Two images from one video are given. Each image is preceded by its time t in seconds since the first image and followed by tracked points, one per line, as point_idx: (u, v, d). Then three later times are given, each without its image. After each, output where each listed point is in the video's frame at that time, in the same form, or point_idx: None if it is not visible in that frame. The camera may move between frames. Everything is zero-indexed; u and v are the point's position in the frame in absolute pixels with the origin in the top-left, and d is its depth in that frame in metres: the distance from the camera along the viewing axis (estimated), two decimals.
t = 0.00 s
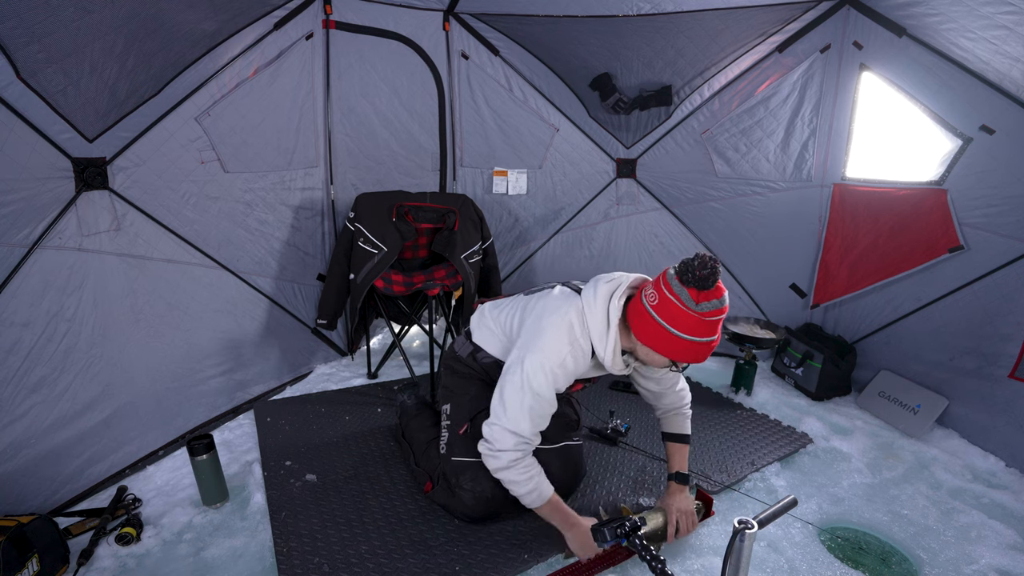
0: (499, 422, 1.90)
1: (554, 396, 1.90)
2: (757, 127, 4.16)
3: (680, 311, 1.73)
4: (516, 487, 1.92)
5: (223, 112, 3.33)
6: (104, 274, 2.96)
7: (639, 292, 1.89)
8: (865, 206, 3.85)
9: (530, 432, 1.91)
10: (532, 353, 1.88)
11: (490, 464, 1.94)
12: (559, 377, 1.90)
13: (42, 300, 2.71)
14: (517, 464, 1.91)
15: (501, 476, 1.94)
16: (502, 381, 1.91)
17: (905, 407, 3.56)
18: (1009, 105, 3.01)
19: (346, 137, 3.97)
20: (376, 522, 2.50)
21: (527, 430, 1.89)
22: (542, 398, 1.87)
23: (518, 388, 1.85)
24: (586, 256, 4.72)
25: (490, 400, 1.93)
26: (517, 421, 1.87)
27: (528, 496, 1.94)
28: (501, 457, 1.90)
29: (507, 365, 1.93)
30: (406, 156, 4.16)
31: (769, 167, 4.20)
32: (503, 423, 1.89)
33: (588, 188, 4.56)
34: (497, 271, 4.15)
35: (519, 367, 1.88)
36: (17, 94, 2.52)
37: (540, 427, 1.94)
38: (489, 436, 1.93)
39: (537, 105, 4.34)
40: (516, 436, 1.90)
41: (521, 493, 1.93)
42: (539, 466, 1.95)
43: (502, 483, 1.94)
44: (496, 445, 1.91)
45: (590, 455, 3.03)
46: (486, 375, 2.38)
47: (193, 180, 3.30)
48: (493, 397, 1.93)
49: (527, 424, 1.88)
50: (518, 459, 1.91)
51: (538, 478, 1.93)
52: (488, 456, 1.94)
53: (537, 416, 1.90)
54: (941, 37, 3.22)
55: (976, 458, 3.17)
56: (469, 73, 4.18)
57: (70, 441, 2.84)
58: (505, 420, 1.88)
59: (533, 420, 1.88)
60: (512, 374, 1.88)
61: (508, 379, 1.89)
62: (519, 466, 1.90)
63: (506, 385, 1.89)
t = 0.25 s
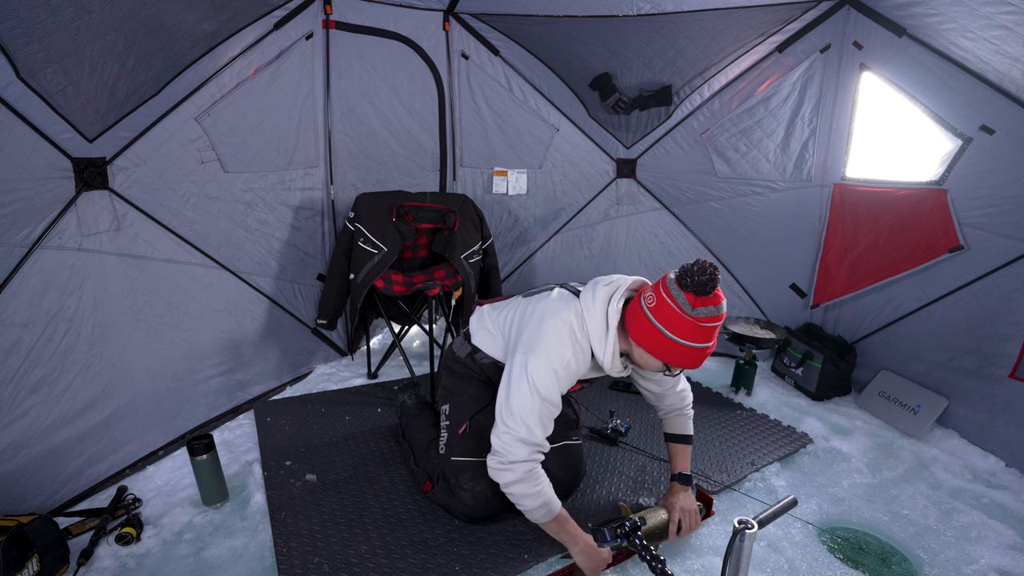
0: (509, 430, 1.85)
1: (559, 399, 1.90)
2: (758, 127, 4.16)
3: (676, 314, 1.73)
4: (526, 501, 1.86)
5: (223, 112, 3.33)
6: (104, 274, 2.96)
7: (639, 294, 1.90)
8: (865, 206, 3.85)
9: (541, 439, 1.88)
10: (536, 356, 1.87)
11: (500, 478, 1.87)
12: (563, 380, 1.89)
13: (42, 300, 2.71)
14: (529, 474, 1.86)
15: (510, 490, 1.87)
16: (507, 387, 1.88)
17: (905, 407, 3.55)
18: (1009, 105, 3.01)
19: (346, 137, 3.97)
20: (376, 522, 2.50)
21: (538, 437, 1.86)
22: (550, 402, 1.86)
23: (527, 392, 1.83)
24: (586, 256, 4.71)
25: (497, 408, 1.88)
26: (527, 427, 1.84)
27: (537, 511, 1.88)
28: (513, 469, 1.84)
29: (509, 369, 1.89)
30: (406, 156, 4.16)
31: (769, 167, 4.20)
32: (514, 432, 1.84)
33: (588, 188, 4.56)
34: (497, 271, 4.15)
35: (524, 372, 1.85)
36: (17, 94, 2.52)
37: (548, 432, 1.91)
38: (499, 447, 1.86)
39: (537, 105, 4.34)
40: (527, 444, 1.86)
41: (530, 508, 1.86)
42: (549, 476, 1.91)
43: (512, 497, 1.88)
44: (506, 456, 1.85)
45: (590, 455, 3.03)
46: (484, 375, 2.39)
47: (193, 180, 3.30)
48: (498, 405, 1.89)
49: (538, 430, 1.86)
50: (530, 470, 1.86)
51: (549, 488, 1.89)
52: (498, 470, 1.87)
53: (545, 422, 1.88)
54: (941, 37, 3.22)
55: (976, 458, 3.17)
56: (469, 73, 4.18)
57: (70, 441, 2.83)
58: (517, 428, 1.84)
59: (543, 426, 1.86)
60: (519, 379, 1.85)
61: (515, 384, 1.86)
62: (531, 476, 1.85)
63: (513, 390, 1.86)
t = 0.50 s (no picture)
0: (513, 431, 1.86)
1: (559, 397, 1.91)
2: (758, 127, 4.16)
3: (663, 311, 1.73)
4: (535, 498, 1.88)
5: (223, 112, 3.33)
6: (104, 274, 2.96)
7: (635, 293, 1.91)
8: (865, 206, 3.85)
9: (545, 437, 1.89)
10: (534, 355, 1.88)
11: (508, 479, 1.89)
12: (562, 378, 1.90)
13: (42, 300, 2.71)
14: (535, 473, 1.87)
15: (518, 489, 1.89)
16: (507, 387, 1.89)
17: (905, 407, 3.55)
18: (1009, 105, 3.01)
19: (346, 137, 3.97)
20: (376, 522, 2.50)
21: (541, 435, 1.87)
22: (550, 400, 1.88)
23: (526, 391, 1.85)
24: (586, 256, 4.71)
25: (498, 409, 1.90)
26: (531, 425, 1.85)
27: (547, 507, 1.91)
28: (520, 469, 1.86)
29: (508, 370, 1.91)
30: (406, 156, 4.16)
31: (769, 167, 4.20)
32: (518, 432, 1.85)
33: (588, 188, 4.56)
34: (497, 271, 4.15)
35: (523, 371, 1.87)
36: (17, 94, 2.52)
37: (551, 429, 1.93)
38: (504, 448, 1.88)
39: (537, 105, 4.34)
40: (532, 443, 1.87)
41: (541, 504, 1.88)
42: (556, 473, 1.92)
43: (521, 495, 1.90)
44: (512, 457, 1.86)
45: (590, 455, 3.03)
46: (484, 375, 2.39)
47: (193, 180, 3.30)
48: (499, 405, 1.91)
49: (541, 428, 1.87)
50: (537, 468, 1.87)
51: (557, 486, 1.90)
52: (505, 471, 1.88)
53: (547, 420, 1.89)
54: (941, 37, 3.22)
55: (976, 458, 3.17)
56: (469, 73, 4.18)
57: (70, 441, 2.83)
58: (520, 428, 1.85)
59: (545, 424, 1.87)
60: (518, 380, 1.87)
61: (514, 384, 1.87)
62: (538, 475, 1.87)
63: (513, 390, 1.87)
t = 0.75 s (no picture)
0: (510, 429, 1.89)
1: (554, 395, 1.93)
2: (758, 127, 4.16)
3: (645, 308, 1.75)
4: (537, 493, 1.90)
5: (223, 112, 3.33)
6: (104, 274, 2.96)
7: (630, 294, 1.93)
8: (865, 206, 3.85)
9: (542, 434, 1.91)
10: (526, 356, 1.90)
11: (509, 476, 1.92)
12: (556, 377, 1.92)
13: (42, 300, 2.71)
14: (535, 469, 1.89)
15: (519, 485, 1.92)
16: (503, 388, 1.92)
17: (905, 407, 3.55)
18: (1009, 105, 3.01)
19: (346, 137, 3.97)
20: (376, 522, 2.50)
21: (538, 433, 1.89)
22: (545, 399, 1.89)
23: (520, 391, 1.87)
24: (586, 256, 4.71)
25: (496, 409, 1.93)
26: (526, 425, 1.88)
27: (549, 501, 1.93)
28: (519, 466, 1.89)
29: (504, 371, 1.94)
30: (406, 156, 4.16)
31: (769, 167, 4.20)
32: (515, 430, 1.88)
33: (588, 188, 4.56)
34: (497, 271, 4.15)
35: (517, 371, 1.90)
36: (17, 94, 2.52)
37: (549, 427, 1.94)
38: (503, 447, 1.91)
39: (537, 105, 4.34)
40: (529, 441, 1.89)
41: (542, 499, 1.91)
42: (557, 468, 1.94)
43: (523, 491, 1.92)
44: (510, 455, 1.90)
45: (590, 455, 3.03)
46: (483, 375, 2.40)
47: (194, 181, 3.30)
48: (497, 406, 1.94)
49: (537, 426, 1.89)
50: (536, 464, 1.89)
51: (558, 480, 1.92)
52: (505, 468, 1.91)
53: (543, 418, 1.91)
54: (941, 37, 3.22)
55: (976, 458, 3.17)
56: (469, 73, 4.18)
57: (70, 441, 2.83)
58: (517, 427, 1.88)
59: (541, 421, 1.89)
60: (512, 380, 1.90)
61: (509, 385, 1.90)
62: (537, 471, 1.89)
63: (509, 390, 1.90)
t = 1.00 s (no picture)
0: (505, 430, 1.91)
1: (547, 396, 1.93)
2: (757, 127, 4.16)
3: (635, 311, 1.74)
4: (533, 493, 1.91)
5: (223, 112, 3.33)
6: (104, 274, 2.96)
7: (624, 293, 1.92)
8: (865, 206, 3.85)
9: (537, 435, 1.92)
10: (518, 358, 1.91)
11: (506, 476, 1.94)
12: (549, 378, 1.92)
13: (42, 300, 2.71)
14: (531, 469, 1.90)
15: (516, 485, 1.93)
16: (497, 390, 1.94)
17: (905, 407, 3.55)
18: (1009, 105, 3.01)
19: (346, 137, 3.97)
20: (376, 522, 2.50)
21: (532, 434, 1.90)
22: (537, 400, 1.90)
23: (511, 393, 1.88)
24: (586, 256, 4.71)
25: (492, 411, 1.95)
26: (519, 425, 1.89)
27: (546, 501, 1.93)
28: (514, 466, 1.90)
29: (497, 373, 1.96)
30: (406, 156, 4.16)
31: (769, 167, 4.20)
32: (509, 431, 1.90)
33: (588, 188, 4.56)
34: (497, 271, 4.15)
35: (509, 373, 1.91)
36: (17, 94, 2.52)
37: (544, 427, 1.95)
38: (498, 447, 1.93)
39: (537, 105, 4.34)
40: (524, 442, 1.90)
41: (538, 499, 1.91)
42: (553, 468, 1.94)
43: (520, 491, 1.94)
44: (504, 456, 1.91)
45: (590, 455, 3.03)
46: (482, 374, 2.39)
47: (194, 181, 3.30)
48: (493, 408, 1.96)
49: (530, 427, 1.90)
50: (531, 464, 1.90)
51: (554, 480, 1.92)
52: (501, 468, 1.93)
53: (536, 419, 1.92)
54: (941, 37, 3.22)
55: (976, 458, 3.17)
56: (469, 73, 4.18)
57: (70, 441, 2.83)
58: (511, 428, 1.89)
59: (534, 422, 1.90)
60: (503, 382, 1.91)
61: (502, 387, 1.91)
62: (532, 471, 1.90)
63: (502, 392, 1.91)
